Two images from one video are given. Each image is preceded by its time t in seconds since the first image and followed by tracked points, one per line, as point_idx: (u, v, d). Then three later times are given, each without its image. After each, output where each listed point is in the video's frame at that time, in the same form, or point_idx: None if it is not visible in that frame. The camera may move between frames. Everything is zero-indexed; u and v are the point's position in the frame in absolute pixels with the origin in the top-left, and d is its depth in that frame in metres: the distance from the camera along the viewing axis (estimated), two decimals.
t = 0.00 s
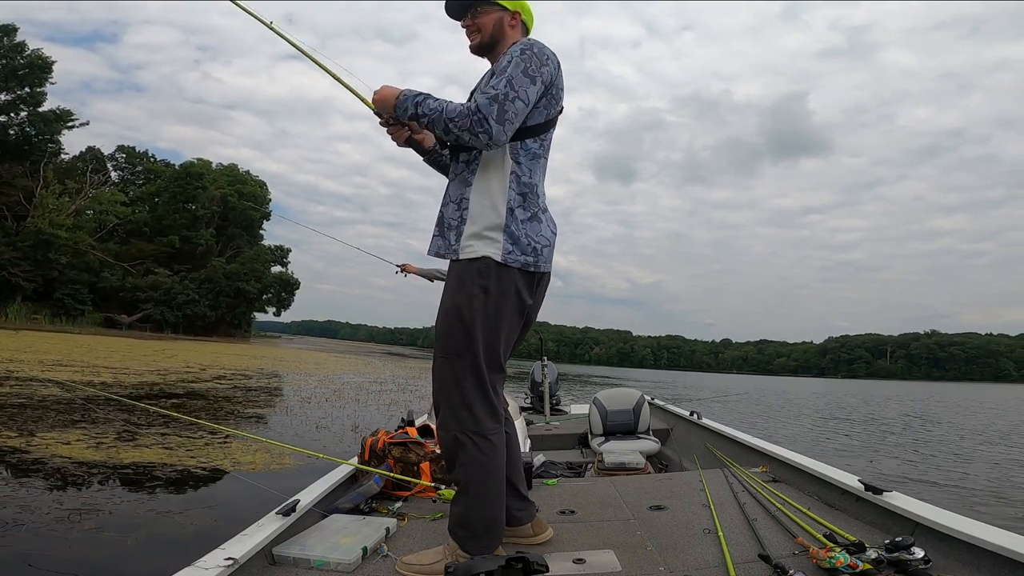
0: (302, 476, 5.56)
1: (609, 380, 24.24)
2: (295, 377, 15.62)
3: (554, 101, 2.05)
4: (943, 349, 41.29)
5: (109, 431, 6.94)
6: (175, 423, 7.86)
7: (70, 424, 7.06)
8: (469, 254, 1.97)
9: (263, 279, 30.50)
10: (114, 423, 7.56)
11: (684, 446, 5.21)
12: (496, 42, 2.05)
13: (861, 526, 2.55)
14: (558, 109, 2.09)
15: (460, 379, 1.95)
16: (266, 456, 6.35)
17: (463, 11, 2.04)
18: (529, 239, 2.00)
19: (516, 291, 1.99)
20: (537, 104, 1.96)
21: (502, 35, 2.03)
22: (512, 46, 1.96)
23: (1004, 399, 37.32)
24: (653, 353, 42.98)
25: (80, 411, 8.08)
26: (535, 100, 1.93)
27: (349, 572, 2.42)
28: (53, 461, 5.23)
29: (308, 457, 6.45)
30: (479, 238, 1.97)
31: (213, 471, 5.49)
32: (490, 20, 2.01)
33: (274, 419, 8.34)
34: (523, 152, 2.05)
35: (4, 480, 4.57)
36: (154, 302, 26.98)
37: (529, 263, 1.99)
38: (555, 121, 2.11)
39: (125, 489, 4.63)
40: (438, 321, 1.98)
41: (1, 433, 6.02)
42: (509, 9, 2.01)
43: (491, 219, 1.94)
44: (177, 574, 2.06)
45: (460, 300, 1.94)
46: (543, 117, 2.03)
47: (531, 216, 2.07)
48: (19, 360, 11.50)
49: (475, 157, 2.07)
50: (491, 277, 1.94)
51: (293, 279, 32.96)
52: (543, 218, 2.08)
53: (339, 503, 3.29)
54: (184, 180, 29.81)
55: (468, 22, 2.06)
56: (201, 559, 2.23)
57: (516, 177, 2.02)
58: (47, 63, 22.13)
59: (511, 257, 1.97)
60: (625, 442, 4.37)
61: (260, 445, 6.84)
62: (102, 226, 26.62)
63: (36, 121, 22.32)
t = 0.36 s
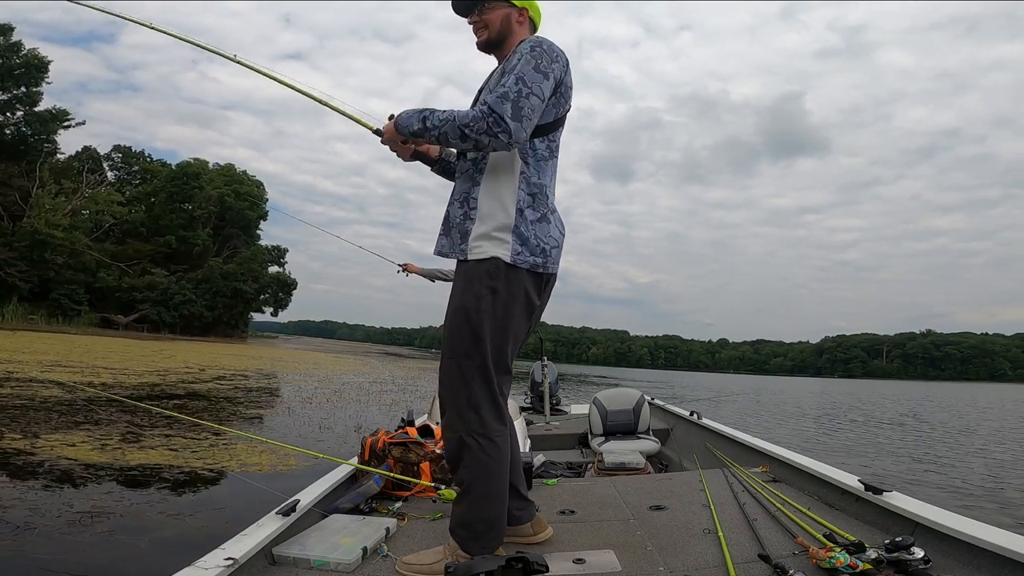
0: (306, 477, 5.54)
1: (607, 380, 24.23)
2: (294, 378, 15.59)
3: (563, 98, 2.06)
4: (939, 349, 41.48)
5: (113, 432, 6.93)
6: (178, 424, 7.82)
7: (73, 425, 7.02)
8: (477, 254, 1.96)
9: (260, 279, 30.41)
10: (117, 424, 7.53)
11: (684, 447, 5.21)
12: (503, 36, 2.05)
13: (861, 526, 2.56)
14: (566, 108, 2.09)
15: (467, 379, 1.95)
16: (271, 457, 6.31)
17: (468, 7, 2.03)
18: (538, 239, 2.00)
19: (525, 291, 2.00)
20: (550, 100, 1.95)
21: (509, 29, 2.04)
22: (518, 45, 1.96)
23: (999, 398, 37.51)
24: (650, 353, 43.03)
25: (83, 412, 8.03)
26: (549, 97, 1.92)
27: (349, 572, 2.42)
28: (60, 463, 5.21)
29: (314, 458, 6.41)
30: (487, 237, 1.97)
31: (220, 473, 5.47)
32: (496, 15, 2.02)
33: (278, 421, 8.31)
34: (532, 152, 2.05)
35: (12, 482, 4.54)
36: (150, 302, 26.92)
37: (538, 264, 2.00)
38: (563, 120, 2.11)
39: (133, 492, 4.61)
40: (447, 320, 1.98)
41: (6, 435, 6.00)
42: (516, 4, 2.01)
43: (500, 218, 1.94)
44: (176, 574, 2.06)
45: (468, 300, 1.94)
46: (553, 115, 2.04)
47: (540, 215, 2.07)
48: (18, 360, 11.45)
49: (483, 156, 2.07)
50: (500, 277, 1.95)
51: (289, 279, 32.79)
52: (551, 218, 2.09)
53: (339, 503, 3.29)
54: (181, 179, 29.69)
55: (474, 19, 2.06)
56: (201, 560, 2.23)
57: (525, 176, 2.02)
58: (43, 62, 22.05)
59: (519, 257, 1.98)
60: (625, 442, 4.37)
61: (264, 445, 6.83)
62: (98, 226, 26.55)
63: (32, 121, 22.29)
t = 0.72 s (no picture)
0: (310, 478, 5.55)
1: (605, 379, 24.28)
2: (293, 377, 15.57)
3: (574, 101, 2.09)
4: (935, 349, 41.77)
5: (117, 433, 6.93)
6: (182, 425, 7.82)
7: (77, 426, 7.02)
8: (484, 254, 1.99)
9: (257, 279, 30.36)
10: (121, 425, 7.53)
11: (684, 446, 5.25)
12: (514, 34, 2.08)
13: (861, 526, 2.60)
14: (575, 110, 2.13)
15: (470, 380, 1.98)
16: (276, 458, 6.31)
17: (480, 4, 2.06)
18: (545, 241, 2.04)
19: (530, 293, 2.03)
20: (565, 102, 2.00)
21: (519, 26, 2.07)
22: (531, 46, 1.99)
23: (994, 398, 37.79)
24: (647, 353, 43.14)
25: (85, 413, 8.03)
26: (565, 100, 1.96)
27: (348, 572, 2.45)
28: (67, 464, 5.21)
29: (318, 459, 6.41)
30: (495, 238, 2.00)
31: (225, 474, 5.49)
32: (507, 11, 2.05)
33: (280, 421, 8.30)
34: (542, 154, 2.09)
35: (20, 483, 4.55)
36: (147, 302, 26.89)
37: (544, 266, 2.04)
38: (572, 121, 2.15)
39: (140, 493, 4.62)
40: (451, 320, 2.02)
41: (10, 436, 6.00)
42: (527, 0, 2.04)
43: (509, 220, 1.98)
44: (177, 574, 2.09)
45: (474, 300, 1.98)
46: (566, 116, 2.07)
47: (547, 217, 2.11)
48: (15, 360, 11.41)
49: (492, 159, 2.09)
50: (506, 278, 1.98)
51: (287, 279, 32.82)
52: (558, 218, 2.13)
53: (339, 503, 3.32)
54: (177, 179, 29.77)
55: (486, 14, 2.08)
56: (201, 559, 2.26)
57: (536, 178, 2.06)
58: (40, 62, 21.99)
59: (526, 258, 2.01)
60: (625, 442, 4.41)
61: (268, 445, 6.84)
62: (94, 226, 26.48)
63: (28, 120, 22.24)
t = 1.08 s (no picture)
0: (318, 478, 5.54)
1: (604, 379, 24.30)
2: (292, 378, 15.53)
3: (579, 102, 2.09)
4: (931, 348, 41.97)
5: (120, 434, 6.91)
6: (185, 426, 7.79)
7: (81, 427, 7.01)
8: (486, 253, 2.00)
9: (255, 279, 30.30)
10: (124, 426, 7.50)
11: (684, 446, 5.25)
12: (519, 34, 2.09)
13: (861, 526, 2.61)
14: (580, 112, 2.14)
15: (471, 380, 1.99)
16: (282, 459, 6.29)
17: (486, 3, 2.06)
18: (547, 240, 2.05)
19: (531, 291, 2.04)
20: (569, 103, 2.00)
21: (525, 26, 2.08)
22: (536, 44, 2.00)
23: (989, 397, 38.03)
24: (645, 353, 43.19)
25: (88, 415, 8.01)
26: (569, 100, 1.98)
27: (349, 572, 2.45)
28: (73, 466, 5.20)
29: (323, 459, 6.40)
30: (497, 237, 2.00)
31: (232, 475, 5.48)
32: (513, 12, 2.06)
33: (283, 422, 8.29)
34: (545, 153, 2.09)
35: (28, 486, 4.54)
36: (144, 302, 26.84)
37: (545, 265, 2.05)
38: (576, 122, 2.15)
39: (149, 494, 4.61)
40: (453, 320, 2.02)
41: (14, 438, 5.98)
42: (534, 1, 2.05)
43: (510, 218, 1.98)
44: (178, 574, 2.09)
45: (476, 299, 1.98)
46: (570, 117, 2.09)
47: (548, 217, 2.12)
48: (14, 361, 11.36)
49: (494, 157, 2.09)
50: (507, 277, 1.99)
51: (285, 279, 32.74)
52: (559, 218, 2.14)
53: (339, 503, 3.32)
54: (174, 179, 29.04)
55: (491, 14, 2.09)
56: (201, 559, 2.26)
57: (537, 178, 2.07)
58: (37, 62, 21.94)
59: (528, 258, 2.02)
60: (625, 442, 4.42)
61: (273, 446, 6.83)
62: (91, 226, 26.41)
63: (25, 120, 22.23)
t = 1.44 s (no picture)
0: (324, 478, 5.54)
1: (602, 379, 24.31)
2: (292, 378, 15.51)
3: (578, 102, 2.10)
4: (928, 349, 42.14)
5: (124, 435, 6.90)
6: (189, 426, 7.78)
7: (85, 428, 7.00)
8: (483, 253, 2.01)
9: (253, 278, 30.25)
10: (128, 427, 7.49)
11: (684, 446, 5.26)
12: (520, 34, 2.10)
13: (862, 526, 2.62)
14: (579, 113, 2.14)
15: (470, 379, 1.99)
16: (287, 460, 6.29)
17: (486, 4, 2.06)
18: (545, 240, 2.05)
19: (529, 291, 2.05)
20: (569, 103, 2.01)
21: (526, 26, 2.08)
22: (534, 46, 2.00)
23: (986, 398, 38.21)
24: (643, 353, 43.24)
25: (91, 415, 7.99)
26: (569, 100, 1.98)
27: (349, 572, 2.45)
28: (81, 467, 5.20)
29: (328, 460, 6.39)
30: (495, 237, 2.01)
31: (239, 475, 5.48)
32: (513, 13, 2.06)
33: (286, 423, 8.27)
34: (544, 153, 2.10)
35: (37, 487, 4.54)
36: (142, 302, 26.82)
37: (543, 266, 2.05)
38: (575, 123, 2.16)
39: (157, 495, 4.61)
40: (451, 321, 2.03)
41: (18, 439, 5.97)
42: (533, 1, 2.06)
43: (509, 218, 1.99)
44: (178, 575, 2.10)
45: (473, 299, 1.98)
46: (570, 117, 2.09)
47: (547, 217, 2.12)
48: (14, 361, 11.34)
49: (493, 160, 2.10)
50: (505, 276, 1.99)
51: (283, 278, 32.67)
52: (557, 218, 2.14)
53: (339, 503, 3.33)
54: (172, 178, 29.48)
55: (491, 14, 2.09)
56: (201, 560, 2.27)
57: (536, 179, 2.07)
58: (35, 61, 21.85)
59: (526, 258, 2.02)
60: (625, 442, 4.42)
61: (277, 446, 6.83)
62: (89, 225, 26.36)
63: (23, 119, 22.22)
